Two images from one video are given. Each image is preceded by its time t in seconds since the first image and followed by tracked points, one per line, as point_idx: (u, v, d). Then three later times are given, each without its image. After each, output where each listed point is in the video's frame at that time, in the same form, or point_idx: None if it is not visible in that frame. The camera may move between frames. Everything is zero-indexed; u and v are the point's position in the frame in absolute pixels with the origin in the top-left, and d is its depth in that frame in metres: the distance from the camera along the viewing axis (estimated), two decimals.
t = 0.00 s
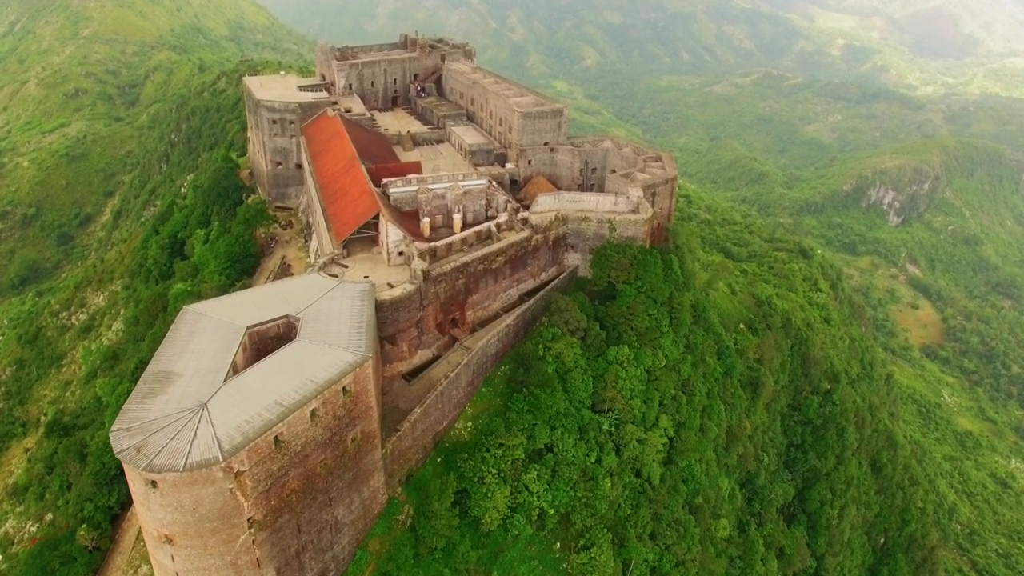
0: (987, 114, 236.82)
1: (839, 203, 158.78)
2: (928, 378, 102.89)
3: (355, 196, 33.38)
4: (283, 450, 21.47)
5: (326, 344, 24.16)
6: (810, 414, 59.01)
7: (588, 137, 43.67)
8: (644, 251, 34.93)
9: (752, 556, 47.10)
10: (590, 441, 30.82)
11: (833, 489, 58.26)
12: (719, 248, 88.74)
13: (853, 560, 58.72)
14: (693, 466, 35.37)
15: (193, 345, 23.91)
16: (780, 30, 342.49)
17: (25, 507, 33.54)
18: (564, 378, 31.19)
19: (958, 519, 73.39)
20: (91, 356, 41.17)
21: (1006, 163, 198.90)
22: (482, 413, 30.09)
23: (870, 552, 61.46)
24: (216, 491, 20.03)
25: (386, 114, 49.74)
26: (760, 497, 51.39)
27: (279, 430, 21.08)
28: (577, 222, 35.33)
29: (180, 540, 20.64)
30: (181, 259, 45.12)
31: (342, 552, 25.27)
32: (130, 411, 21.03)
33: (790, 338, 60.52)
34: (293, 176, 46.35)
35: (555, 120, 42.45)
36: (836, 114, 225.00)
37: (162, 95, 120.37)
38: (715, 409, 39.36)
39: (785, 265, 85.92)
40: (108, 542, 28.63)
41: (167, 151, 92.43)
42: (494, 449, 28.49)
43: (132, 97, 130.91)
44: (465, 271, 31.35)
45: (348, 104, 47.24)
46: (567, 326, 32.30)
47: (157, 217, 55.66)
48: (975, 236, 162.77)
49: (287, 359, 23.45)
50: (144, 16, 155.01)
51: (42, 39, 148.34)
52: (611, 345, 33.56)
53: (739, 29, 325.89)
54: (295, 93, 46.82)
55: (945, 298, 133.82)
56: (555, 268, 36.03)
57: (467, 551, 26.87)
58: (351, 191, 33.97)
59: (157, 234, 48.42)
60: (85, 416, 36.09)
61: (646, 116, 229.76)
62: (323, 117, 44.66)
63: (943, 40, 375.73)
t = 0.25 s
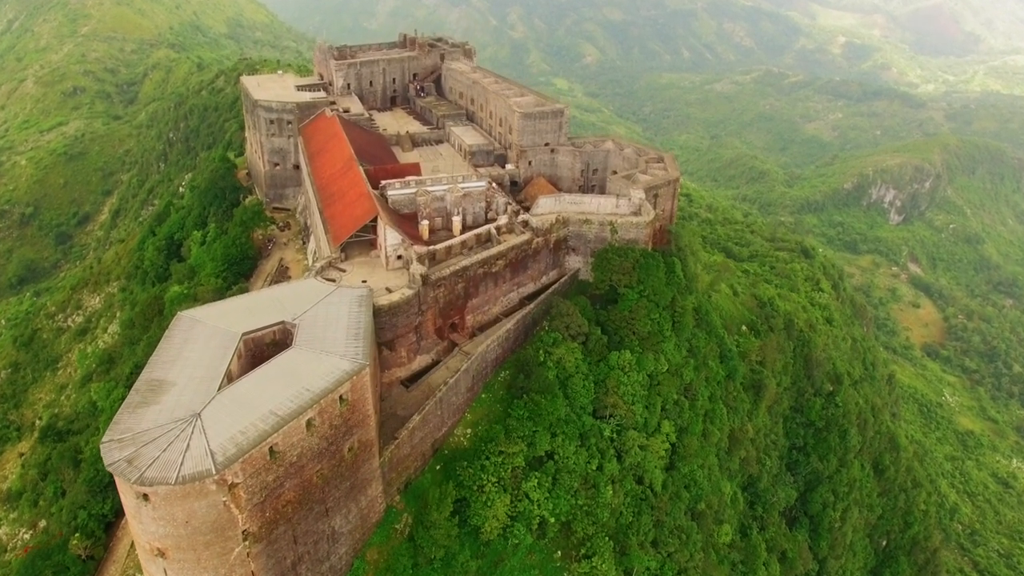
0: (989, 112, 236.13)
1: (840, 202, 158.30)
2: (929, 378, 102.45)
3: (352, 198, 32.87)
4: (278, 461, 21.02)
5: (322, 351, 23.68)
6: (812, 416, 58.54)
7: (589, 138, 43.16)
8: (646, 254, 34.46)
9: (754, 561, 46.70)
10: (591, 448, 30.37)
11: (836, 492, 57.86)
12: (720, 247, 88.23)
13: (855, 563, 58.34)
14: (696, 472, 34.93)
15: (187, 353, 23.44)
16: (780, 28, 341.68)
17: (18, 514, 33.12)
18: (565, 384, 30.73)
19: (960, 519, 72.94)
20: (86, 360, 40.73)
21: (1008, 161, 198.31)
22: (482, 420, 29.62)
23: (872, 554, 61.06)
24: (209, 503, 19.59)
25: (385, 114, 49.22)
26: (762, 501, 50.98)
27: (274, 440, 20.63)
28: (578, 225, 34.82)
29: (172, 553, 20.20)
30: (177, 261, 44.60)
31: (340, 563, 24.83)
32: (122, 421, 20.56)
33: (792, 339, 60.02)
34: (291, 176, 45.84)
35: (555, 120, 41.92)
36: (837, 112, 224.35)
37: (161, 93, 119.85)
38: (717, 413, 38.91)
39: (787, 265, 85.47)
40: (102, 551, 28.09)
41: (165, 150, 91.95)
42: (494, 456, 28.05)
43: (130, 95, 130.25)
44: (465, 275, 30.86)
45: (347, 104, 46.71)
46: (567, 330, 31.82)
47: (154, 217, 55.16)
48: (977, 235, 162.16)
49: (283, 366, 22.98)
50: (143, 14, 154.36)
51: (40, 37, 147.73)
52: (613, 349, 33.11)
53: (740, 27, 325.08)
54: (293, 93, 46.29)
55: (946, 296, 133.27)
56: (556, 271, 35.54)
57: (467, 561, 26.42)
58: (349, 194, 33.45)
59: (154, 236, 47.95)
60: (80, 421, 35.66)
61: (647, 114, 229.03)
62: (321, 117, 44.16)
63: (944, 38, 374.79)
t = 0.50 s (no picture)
0: (990, 110, 235.42)
1: (841, 200, 157.79)
2: (931, 377, 102.01)
3: (350, 201, 32.35)
4: (273, 472, 20.57)
5: (318, 359, 23.18)
6: (815, 419, 58.09)
7: (591, 139, 42.64)
8: (648, 258, 34.01)
9: (756, 566, 46.36)
10: (593, 455, 29.91)
11: (837, 495, 57.49)
12: (721, 247, 87.76)
13: (857, 566, 57.95)
14: (698, 478, 34.48)
15: (180, 361, 22.96)
16: (781, 25, 340.71)
17: (11, 521, 32.68)
18: (566, 391, 30.27)
19: (961, 519, 72.52)
20: (81, 364, 40.31)
21: (1009, 160, 197.75)
22: (482, 427, 29.17)
23: (873, 557, 60.67)
24: (202, 517, 19.13)
25: (384, 115, 48.68)
26: (764, 504, 50.56)
27: (269, 452, 20.17)
28: (579, 228, 34.29)
29: (165, 568, 19.77)
30: (173, 263, 44.06)
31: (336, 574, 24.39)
32: (113, 432, 20.09)
33: (795, 341, 59.54)
34: (289, 177, 45.37)
35: (556, 121, 41.36)
36: (838, 110, 223.68)
37: (159, 91, 119.30)
38: (719, 418, 38.46)
39: (788, 265, 84.98)
40: (95, 561, 27.42)
41: (163, 149, 91.44)
42: (493, 465, 27.60)
43: (129, 93, 129.62)
44: (464, 280, 30.37)
45: (345, 104, 46.16)
46: (568, 336, 31.35)
47: (150, 218, 54.66)
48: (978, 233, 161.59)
49: (278, 375, 22.51)
50: (142, 11, 153.67)
51: (38, 34, 147.04)
52: (614, 354, 32.63)
53: (740, 24, 324.26)
54: (290, 93, 45.76)
55: (947, 295, 132.77)
56: (557, 274, 35.04)
57: (466, 572, 25.98)
58: (347, 196, 32.96)
59: (150, 237, 47.47)
60: (74, 426, 35.24)
61: (648, 112, 228.42)
62: (319, 117, 43.63)
63: (945, 36, 373.84)
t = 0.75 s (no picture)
0: (992, 108, 234.65)
1: (841, 199, 157.25)
2: (932, 377, 101.52)
3: (347, 204, 31.84)
4: (267, 485, 20.11)
5: (315, 368, 22.71)
6: (817, 421, 57.67)
7: (591, 140, 42.16)
8: (650, 261, 33.53)
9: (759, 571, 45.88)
10: (594, 463, 29.42)
11: (840, 498, 57.03)
12: (722, 247, 87.27)
13: (860, 569, 57.46)
14: (701, 484, 34.03)
15: (172, 369, 22.48)
16: (782, 23, 339.78)
17: (4, 529, 32.24)
18: (567, 397, 29.81)
19: (962, 519, 72.01)
20: (75, 368, 39.85)
21: (1010, 158, 197.13)
22: (481, 434, 28.70)
23: (876, 560, 60.14)
24: (194, 532, 18.67)
25: (383, 115, 48.15)
26: (766, 508, 50.09)
27: (263, 464, 19.72)
28: (580, 231, 33.80)
29: None
30: (169, 265, 43.58)
31: None
32: (103, 445, 19.61)
33: (797, 343, 59.10)
34: (286, 178, 44.97)
35: (557, 122, 40.84)
36: (839, 108, 222.99)
37: (157, 90, 118.71)
38: (722, 423, 38.02)
39: (790, 265, 84.49)
40: (88, 570, 27.03)
41: (162, 149, 90.90)
42: (493, 473, 27.13)
43: (127, 92, 128.97)
44: (463, 285, 29.86)
45: (343, 105, 45.63)
46: (569, 341, 30.89)
47: (147, 219, 54.14)
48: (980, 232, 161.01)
49: (273, 384, 22.03)
50: (140, 10, 152.95)
51: (36, 32, 146.32)
52: (616, 360, 32.15)
53: (741, 22, 323.29)
54: (288, 93, 45.24)
55: (948, 294, 132.19)
56: (557, 278, 34.56)
57: None
58: (344, 199, 32.46)
59: (146, 239, 46.99)
60: (68, 432, 34.77)
61: (648, 110, 227.77)
62: (316, 117, 43.10)
63: (946, 33, 372.80)
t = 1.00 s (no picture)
0: (993, 106, 233.88)
1: (842, 197, 156.65)
2: (933, 376, 101.05)
3: (345, 207, 31.30)
4: (262, 499, 19.62)
5: (310, 377, 22.21)
6: (819, 424, 57.21)
7: (592, 141, 41.62)
8: (653, 265, 33.01)
9: None
10: (596, 471, 28.95)
11: (843, 501, 56.54)
12: (723, 247, 86.78)
13: (862, 572, 57.00)
14: (703, 491, 33.54)
15: (165, 377, 22.00)
16: (782, 21, 338.78)
17: None
18: (568, 404, 29.33)
19: (963, 519, 71.53)
20: (70, 372, 39.38)
21: (1012, 157, 196.48)
22: (481, 442, 28.22)
23: (879, 563, 59.67)
24: (186, 549, 18.16)
25: (382, 115, 47.59)
26: (768, 512, 49.64)
27: (257, 478, 19.24)
28: (582, 234, 33.32)
29: None
30: (166, 267, 43.08)
31: None
32: (93, 458, 19.13)
33: (800, 345, 58.62)
34: (284, 179, 44.45)
35: (558, 122, 40.29)
36: (840, 106, 222.23)
37: (156, 88, 118.10)
38: (724, 427, 37.56)
39: (792, 265, 83.96)
40: None
41: (160, 148, 90.36)
42: (493, 483, 26.65)
43: (125, 90, 128.39)
44: (463, 289, 29.35)
45: (341, 105, 45.08)
46: (571, 347, 30.38)
47: (144, 219, 53.63)
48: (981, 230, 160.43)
49: (268, 394, 21.55)
50: (138, 7, 152.21)
51: (34, 30, 145.65)
52: (617, 366, 31.64)
53: (741, 19, 322.47)
54: (285, 93, 44.70)
55: (950, 293, 131.70)
56: (558, 282, 34.07)
57: None
58: (341, 202, 31.91)
59: (142, 241, 46.48)
60: (63, 438, 34.32)
61: (649, 107, 227.01)
62: (314, 117, 42.57)
63: (947, 31, 371.77)
